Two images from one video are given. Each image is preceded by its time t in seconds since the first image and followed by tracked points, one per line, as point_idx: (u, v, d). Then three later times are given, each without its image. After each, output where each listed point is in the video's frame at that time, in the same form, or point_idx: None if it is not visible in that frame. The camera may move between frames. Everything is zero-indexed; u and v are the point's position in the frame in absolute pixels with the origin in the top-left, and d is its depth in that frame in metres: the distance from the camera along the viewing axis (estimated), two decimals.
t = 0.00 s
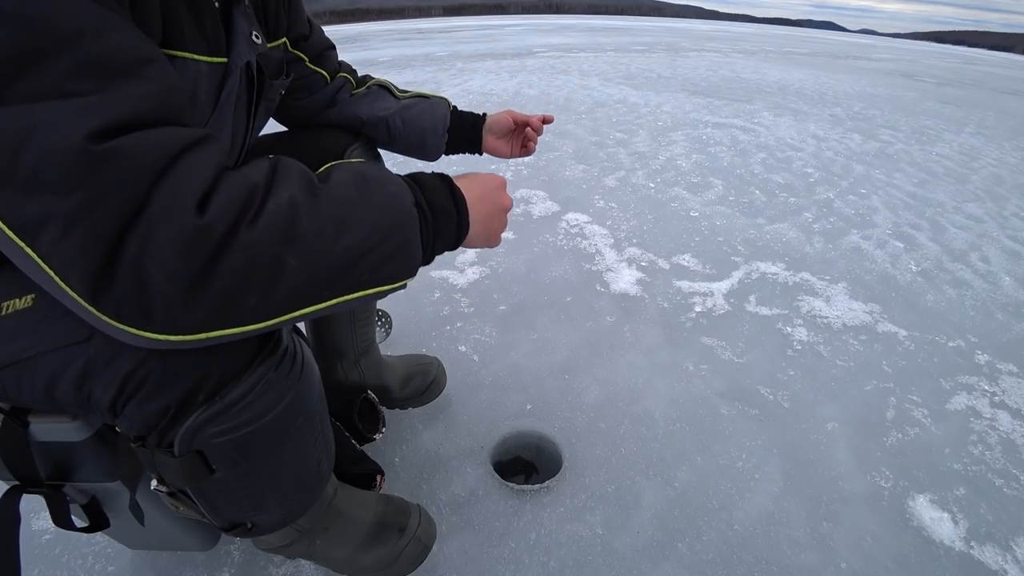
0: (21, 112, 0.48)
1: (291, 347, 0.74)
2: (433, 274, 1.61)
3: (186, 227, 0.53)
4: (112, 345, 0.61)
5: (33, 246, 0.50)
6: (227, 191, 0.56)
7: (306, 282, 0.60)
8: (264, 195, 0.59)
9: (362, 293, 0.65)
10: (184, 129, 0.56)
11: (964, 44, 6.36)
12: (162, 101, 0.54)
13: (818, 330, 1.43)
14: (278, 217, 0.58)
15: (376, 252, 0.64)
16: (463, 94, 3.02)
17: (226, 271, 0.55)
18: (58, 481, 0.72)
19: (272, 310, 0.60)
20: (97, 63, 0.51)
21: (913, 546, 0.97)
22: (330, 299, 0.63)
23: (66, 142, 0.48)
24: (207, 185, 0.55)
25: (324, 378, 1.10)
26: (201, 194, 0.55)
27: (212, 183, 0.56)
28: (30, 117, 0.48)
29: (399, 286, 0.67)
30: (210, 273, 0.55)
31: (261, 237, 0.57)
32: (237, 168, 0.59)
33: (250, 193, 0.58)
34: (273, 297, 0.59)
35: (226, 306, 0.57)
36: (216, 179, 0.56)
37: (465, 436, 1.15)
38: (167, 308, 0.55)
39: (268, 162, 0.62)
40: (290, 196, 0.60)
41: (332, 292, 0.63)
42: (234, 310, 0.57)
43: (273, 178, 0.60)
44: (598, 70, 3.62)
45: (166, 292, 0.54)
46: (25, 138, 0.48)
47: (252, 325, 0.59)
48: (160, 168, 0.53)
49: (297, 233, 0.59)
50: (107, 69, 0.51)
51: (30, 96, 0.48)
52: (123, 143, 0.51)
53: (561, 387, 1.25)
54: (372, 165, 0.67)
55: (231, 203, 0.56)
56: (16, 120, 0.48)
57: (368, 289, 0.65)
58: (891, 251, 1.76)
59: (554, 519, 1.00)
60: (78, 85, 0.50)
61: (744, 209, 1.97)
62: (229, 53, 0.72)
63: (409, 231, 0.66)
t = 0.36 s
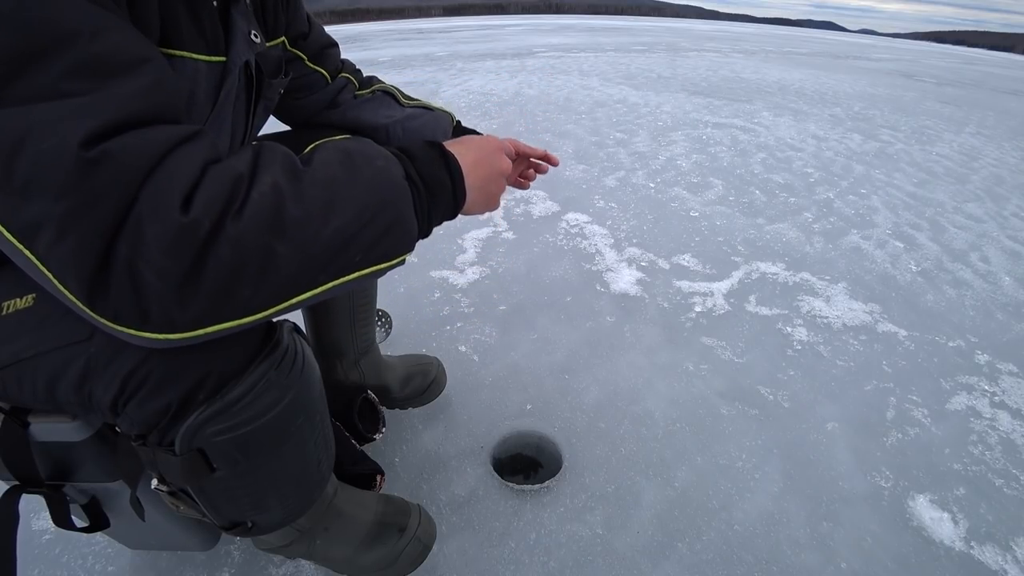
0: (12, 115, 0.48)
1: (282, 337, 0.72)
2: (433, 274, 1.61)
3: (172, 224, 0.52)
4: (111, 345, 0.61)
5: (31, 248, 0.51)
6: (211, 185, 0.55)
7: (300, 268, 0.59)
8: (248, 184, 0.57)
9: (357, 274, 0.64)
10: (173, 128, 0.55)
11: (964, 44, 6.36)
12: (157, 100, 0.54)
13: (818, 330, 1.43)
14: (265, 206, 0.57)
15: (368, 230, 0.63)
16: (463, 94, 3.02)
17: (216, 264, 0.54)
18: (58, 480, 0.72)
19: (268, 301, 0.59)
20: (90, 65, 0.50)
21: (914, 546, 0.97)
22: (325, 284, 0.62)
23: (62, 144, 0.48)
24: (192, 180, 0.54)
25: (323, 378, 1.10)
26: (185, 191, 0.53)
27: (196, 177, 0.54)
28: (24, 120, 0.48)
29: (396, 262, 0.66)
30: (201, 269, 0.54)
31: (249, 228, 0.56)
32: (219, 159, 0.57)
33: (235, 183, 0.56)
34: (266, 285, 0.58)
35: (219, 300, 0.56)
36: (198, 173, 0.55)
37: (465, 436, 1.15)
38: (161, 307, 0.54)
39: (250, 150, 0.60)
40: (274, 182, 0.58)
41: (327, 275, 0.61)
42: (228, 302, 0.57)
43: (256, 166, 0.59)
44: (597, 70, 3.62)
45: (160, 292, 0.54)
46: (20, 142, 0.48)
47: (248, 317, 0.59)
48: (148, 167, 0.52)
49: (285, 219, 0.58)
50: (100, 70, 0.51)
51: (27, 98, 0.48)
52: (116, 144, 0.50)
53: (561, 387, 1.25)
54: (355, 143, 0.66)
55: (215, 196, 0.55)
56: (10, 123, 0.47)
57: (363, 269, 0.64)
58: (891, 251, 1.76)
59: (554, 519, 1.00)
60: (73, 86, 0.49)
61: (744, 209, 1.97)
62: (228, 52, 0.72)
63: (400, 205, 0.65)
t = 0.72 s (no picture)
0: (14, 111, 0.47)
1: (279, 330, 0.71)
2: (433, 274, 1.61)
3: (170, 217, 0.51)
4: (116, 342, 0.60)
5: (38, 244, 0.51)
6: (206, 176, 0.54)
7: (300, 251, 0.59)
8: (242, 171, 0.56)
9: (357, 253, 0.63)
10: (172, 120, 0.54)
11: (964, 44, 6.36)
12: (159, 97, 0.54)
13: (818, 330, 1.43)
14: (262, 191, 0.56)
15: (365, 208, 0.62)
16: (463, 93, 3.02)
17: (216, 255, 0.54)
18: (57, 480, 0.72)
19: (270, 286, 0.59)
20: (91, 60, 0.50)
21: (913, 546, 0.97)
22: (325, 265, 0.61)
23: (64, 140, 0.48)
24: (189, 171, 0.53)
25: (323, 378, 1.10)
26: (182, 182, 0.53)
27: (192, 168, 0.53)
28: (27, 115, 0.47)
29: (395, 237, 0.66)
30: (201, 260, 0.54)
31: (247, 215, 0.55)
32: (212, 147, 0.56)
33: (230, 172, 0.55)
34: (267, 272, 0.58)
35: (222, 290, 0.56)
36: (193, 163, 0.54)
37: (465, 436, 1.15)
38: (165, 298, 0.54)
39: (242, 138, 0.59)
40: (268, 167, 0.57)
41: (327, 257, 0.61)
42: (230, 291, 0.57)
43: (249, 153, 0.58)
44: (597, 70, 3.62)
45: (163, 284, 0.53)
46: (24, 138, 0.48)
47: (251, 303, 0.59)
48: (148, 161, 0.51)
49: (282, 204, 0.57)
50: (101, 67, 0.50)
51: (29, 95, 0.48)
52: (118, 139, 0.50)
53: (561, 387, 1.25)
54: (344, 121, 0.64)
55: (211, 186, 0.54)
56: (13, 119, 0.47)
57: (362, 248, 0.64)
58: (891, 251, 1.76)
59: (554, 519, 1.00)
60: (76, 83, 0.49)
61: (744, 209, 1.97)
62: (228, 51, 0.72)
63: (395, 179, 0.63)
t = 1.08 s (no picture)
0: (13, 111, 0.48)
1: (279, 329, 0.71)
2: (433, 274, 1.61)
3: (159, 215, 0.51)
4: (117, 341, 0.60)
5: (38, 244, 0.51)
6: (195, 171, 0.53)
7: (295, 244, 0.58)
8: (232, 166, 0.55)
9: (354, 244, 0.62)
10: (169, 117, 0.54)
11: (964, 44, 6.36)
12: (158, 95, 0.53)
13: (818, 330, 1.43)
14: (253, 186, 0.55)
15: (360, 195, 0.60)
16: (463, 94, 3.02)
17: (208, 252, 0.53)
18: (57, 480, 0.72)
19: (267, 281, 0.58)
20: (90, 58, 0.50)
21: (913, 546, 0.97)
22: (322, 257, 0.60)
23: (61, 140, 0.48)
24: (180, 168, 0.52)
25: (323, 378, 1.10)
26: (173, 178, 0.52)
27: (183, 165, 0.53)
28: (25, 115, 0.48)
29: (393, 225, 0.64)
30: (195, 258, 0.53)
31: (237, 210, 0.54)
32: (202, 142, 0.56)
33: (221, 167, 0.54)
34: (262, 267, 0.57)
35: (219, 287, 0.55)
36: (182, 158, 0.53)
37: (465, 436, 1.15)
38: (162, 297, 0.54)
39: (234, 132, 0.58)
40: (256, 159, 0.56)
41: (323, 248, 0.60)
42: (226, 287, 0.56)
43: (238, 146, 0.57)
44: (598, 70, 3.62)
45: (158, 283, 0.53)
46: (23, 137, 0.48)
47: (249, 300, 0.58)
48: (139, 159, 0.51)
49: (274, 197, 0.56)
50: (99, 65, 0.50)
51: (29, 95, 0.48)
52: (114, 138, 0.50)
53: (561, 387, 1.25)
54: (333, 108, 0.63)
55: (200, 182, 0.53)
56: (12, 119, 0.47)
57: (359, 238, 0.62)
58: (891, 251, 1.76)
59: (554, 519, 1.00)
60: (74, 82, 0.49)
61: (744, 209, 1.97)
62: (228, 51, 0.72)
63: (389, 164, 0.62)
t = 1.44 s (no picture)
0: (8, 113, 0.48)
1: (279, 329, 0.71)
2: (433, 274, 1.61)
3: (154, 221, 0.51)
4: (116, 342, 0.60)
5: (35, 245, 0.51)
6: (193, 177, 0.53)
7: (292, 255, 0.57)
8: (231, 172, 0.55)
9: (355, 256, 0.61)
10: (166, 119, 0.54)
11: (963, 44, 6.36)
12: (155, 96, 0.53)
13: (818, 330, 1.43)
14: (251, 194, 0.54)
15: (363, 209, 0.59)
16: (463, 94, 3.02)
17: (203, 259, 0.53)
18: (58, 480, 0.72)
19: (264, 290, 0.57)
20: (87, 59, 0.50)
21: (913, 546, 0.97)
22: (321, 269, 0.59)
23: (55, 142, 0.48)
24: (176, 173, 0.52)
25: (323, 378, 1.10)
26: (169, 184, 0.52)
27: (180, 169, 0.52)
28: (20, 117, 0.48)
29: (399, 240, 0.63)
30: (189, 264, 0.53)
31: (233, 218, 0.53)
32: (204, 147, 0.55)
33: (219, 173, 0.54)
34: (259, 276, 0.56)
35: (214, 293, 0.55)
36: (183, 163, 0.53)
37: (465, 436, 1.15)
38: (157, 302, 0.54)
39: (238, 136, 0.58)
40: (257, 167, 0.55)
41: (322, 261, 0.59)
42: (221, 294, 0.55)
43: (240, 152, 0.56)
44: (597, 70, 3.62)
45: (152, 288, 0.53)
46: (18, 139, 0.48)
47: (244, 307, 0.57)
48: (134, 163, 0.51)
49: (273, 207, 0.55)
50: (95, 66, 0.50)
51: (25, 96, 0.48)
52: (109, 141, 0.50)
53: (561, 387, 1.25)
54: (343, 116, 0.62)
55: (197, 188, 0.52)
56: (7, 122, 0.48)
57: (361, 251, 0.61)
58: (891, 251, 1.76)
59: (554, 519, 1.00)
60: (70, 83, 0.49)
61: (744, 209, 1.97)
62: (227, 51, 0.72)
63: (397, 180, 0.61)
